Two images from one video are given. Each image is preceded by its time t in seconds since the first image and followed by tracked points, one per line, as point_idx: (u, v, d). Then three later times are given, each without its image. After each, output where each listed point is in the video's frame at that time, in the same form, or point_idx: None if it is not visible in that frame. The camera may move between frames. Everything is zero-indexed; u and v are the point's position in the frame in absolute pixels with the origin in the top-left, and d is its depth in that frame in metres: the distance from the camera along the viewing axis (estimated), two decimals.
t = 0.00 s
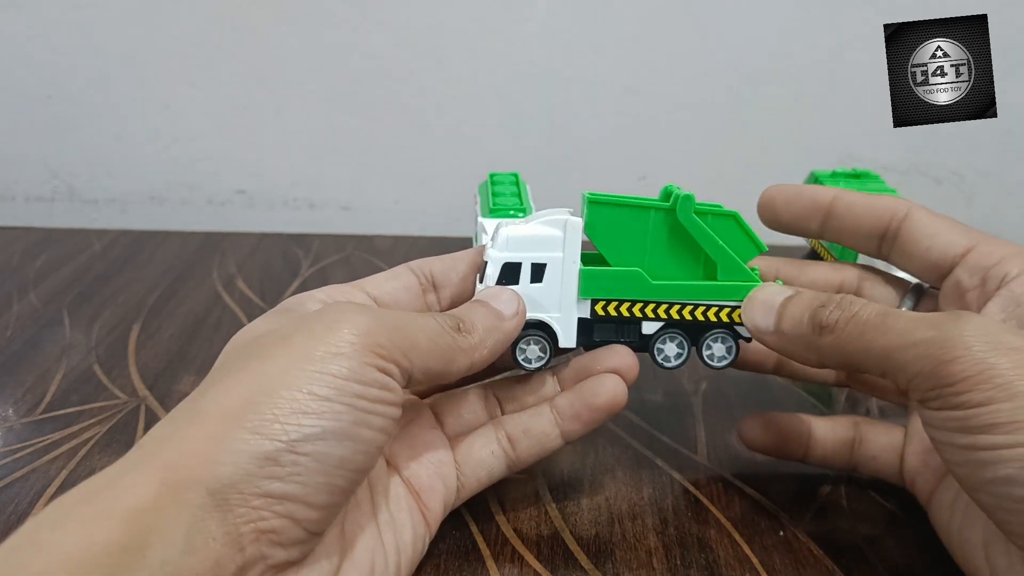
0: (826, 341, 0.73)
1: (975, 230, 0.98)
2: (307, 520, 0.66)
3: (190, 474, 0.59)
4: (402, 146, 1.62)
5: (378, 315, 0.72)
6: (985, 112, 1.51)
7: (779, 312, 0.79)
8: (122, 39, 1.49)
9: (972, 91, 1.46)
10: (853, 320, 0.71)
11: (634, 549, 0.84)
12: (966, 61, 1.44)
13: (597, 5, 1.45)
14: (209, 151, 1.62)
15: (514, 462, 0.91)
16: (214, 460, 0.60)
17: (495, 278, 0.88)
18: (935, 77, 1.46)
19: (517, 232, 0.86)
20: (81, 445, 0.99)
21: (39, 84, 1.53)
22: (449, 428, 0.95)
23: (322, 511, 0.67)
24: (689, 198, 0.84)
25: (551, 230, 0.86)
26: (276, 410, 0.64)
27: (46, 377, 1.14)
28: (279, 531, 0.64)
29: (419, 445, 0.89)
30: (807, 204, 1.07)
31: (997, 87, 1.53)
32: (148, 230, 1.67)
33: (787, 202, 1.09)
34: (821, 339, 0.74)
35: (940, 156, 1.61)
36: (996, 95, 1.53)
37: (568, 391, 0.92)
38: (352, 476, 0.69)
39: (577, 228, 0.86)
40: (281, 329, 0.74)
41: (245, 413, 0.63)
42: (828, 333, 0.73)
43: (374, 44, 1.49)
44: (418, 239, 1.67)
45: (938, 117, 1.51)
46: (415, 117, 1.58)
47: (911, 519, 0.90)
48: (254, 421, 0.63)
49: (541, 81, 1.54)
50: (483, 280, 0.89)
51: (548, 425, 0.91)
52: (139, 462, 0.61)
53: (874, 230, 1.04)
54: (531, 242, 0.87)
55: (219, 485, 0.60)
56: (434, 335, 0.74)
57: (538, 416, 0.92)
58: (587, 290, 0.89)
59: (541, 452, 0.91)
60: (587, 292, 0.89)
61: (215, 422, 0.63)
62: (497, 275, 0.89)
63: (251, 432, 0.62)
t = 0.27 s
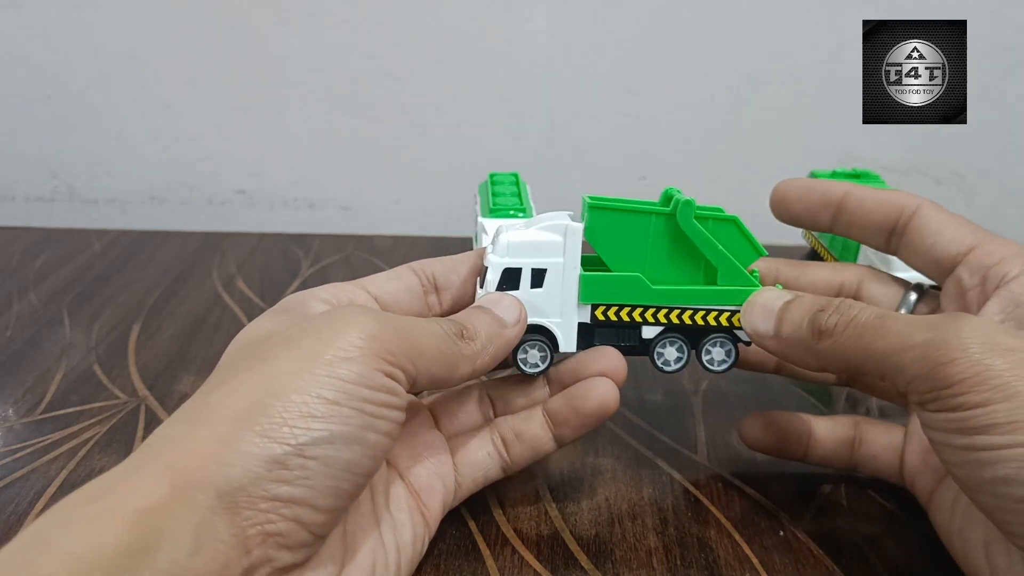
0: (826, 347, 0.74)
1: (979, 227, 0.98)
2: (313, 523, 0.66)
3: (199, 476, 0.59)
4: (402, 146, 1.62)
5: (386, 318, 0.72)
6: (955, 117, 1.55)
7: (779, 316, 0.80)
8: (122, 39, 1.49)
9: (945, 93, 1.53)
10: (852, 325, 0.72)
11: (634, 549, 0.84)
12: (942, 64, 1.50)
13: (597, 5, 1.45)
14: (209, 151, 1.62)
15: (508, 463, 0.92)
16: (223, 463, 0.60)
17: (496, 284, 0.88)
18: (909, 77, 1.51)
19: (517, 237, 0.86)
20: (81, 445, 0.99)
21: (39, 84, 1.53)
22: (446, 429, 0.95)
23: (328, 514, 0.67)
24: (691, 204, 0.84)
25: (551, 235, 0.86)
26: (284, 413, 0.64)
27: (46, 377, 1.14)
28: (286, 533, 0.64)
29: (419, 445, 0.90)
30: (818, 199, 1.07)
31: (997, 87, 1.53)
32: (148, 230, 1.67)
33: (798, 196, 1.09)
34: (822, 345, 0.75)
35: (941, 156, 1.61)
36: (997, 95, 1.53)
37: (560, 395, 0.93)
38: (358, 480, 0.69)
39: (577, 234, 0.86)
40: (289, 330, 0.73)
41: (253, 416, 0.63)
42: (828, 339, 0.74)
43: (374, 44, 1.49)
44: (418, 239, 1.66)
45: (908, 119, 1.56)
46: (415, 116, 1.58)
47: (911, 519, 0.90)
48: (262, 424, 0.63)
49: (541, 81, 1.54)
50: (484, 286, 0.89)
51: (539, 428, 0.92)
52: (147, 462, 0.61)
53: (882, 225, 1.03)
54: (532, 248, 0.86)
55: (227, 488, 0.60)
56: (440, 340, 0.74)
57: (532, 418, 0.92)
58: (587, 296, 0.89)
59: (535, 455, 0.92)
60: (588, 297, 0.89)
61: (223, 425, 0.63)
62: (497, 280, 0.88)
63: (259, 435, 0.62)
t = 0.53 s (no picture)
0: (826, 343, 0.73)
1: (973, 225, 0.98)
2: (319, 526, 0.66)
3: (205, 479, 0.59)
4: (402, 146, 1.62)
5: (390, 321, 0.72)
6: (925, 121, 1.55)
7: (778, 315, 0.79)
8: (122, 40, 1.49)
9: (914, 98, 1.51)
10: (853, 321, 0.71)
11: (634, 549, 0.84)
12: (915, 66, 1.48)
13: (597, 6, 1.45)
14: (209, 151, 1.62)
15: (507, 464, 0.92)
16: (229, 466, 0.60)
17: (497, 283, 0.88)
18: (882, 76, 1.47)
19: (519, 236, 0.86)
20: (81, 445, 0.99)
21: (39, 84, 1.53)
22: (445, 428, 0.95)
23: (333, 517, 0.67)
24: (692, 203, 0.84)
25: (553, 235, 0.87)
26: (291, 416, 0.64)
27: (46, 377, 1.14)
28: (291, 536, 0.64)
29: (419, 446, 0.89)
30: (808, 202, 1.06)
31: (997, 87, 1.52)
32: (147, 230, 1.67)
33: (788, 199, 1.07)
34: (821, 342, 0.74)
35: (941, 156, 1.61)
36: (997, 95, 1.53)
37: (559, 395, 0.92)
38: (363, 482, 0.69)
39: (578, 233, 0.86)
40: (293, 331, 0.73)
41: (260, 418, 0.63)
42: (827, 335, 0.73)
43: (374, 44, 1.49)
44: (418, 239, 1.66)
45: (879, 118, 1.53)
46: (415, 116, 1.58)
47: (911, 519, 0.90)
48: (268, 427, 0.63)
49: (541, 81, 1.54)
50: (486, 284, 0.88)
51: (537, 429, 0.92)
52: (152, 464, 0.61)
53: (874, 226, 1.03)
54: (533, 247, 0.86)
55: (233, 492, 0.60)
56: (445, 342, 0.74)
57: (530, 420, 0.92)
58: (588, 295, 0.89)
59: (533, 456, 0.92)
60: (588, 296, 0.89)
61: (229, 428, 0.62)
62: (498, 279, 0.88)
63: (265, 438, 0.62)
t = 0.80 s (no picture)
0: (834, 330, 0.74)
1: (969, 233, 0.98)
2: (318, 522, 0.67)
3: (202, 477, 0.59)
4: (402, 146, 1.62)
5: (383, 313, 0.72)
6: (933, 121, 1.55)
7: (787, 299, 0.79)
8: (122, 39, 1.49)
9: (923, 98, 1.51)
10: (862, 309, 0.72)
11: (634, 549, 0.84)
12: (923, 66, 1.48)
13: (597, 6, 1.45)
14: (209, 151, 1.62)
15: (504, 462, 0.92)
16: (225, 464, 0.60)
17: (504, 265, 0.89)
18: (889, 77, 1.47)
19: (524, 219, 0.88)
20: (81, 445, 0.99)
21: (39, 84, 1.53)
22: (439, 427, 0.96)
23: (331, 512, 0.68)
24: (694, 186, 0.86)
25: (559, 218, 0.88)
26: (284, 411, 0.64)
27: (46, 377, 1.14)
28: (291, 532, 0.64)
29: (416, 444, 0.90)
30: (800, 214, 1.05)
31: (997, 87, 1.52)
32: (147, 230, 1.66)
33: (777, 213, 1.07)
34: (829, 328, 0.74)
35: (941, 156, 1.61)
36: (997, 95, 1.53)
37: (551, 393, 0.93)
38: (361, 477, 0.69)
39: (584, 215, 0.88)
40: (287, 329, 0.73)
41: (254, 414, 0.63)
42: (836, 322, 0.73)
43: (374, 44, 1.49)
44: (418, 239, 1.66)
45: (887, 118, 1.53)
46: (415, 116, 1.58)
47: (912, 519, 0.90)
48: (263, 423, 0.63)
49: (542, 81, 1.54)
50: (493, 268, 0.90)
51: (533, 425, 0.92)
52: (149, 464, 0.61)
53: (867, 239, 1.02)
54: (538, 229, 0.88)
55: (231, 489, 0.60)
56: (442, 332, 0.74)
57: (523, 418, 0.92)
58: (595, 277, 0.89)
59: (528, 454, 0.92)
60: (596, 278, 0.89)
61: (225, 426, 0.62)
62: (505, 262, 0.90)
63: (260, 434, 0.62)
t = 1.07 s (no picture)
0: (835, 327, 0.74)
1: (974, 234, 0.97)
2: (316, 520, 0.67)
3: (200, 476, 0.59)
4: (403, 146, 1.62)
5: (380, 311, 0.72)
6: (973, 114, 1.54)
7: (789, 295, 0.79)
8: (122, 39, 1.49)
9: (960, 94, 1.50)
10: (864, 307, 0.71)
11: (634, 549, 0.84)
12: (955, 63, 1.47)
13: (597, 6, 1.45)
14: (209, 151, 1.62)
15: (503, 460, 0.92)
16: (223, 462, 0.60)
17: (504, 261, 0.89)
18: (923, 77, 1.48)
19: (524, 218, 0.89)
20: (81, 445, 0.99)
21: (39, 84, 1.53)
22: (438, 427, 0.96)
23: (330, 511, 0.68)
24: (693, 181, 0.86)
25: (560, 216, 0.89)
26: (282, 410, 0.64)
27: (46, 377, 1.14)
28: (290, 531, 0.64)
29: (414, 444, 0.90)
30: (801, 220, 1.06)
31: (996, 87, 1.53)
32: (148, 230, 1.66)
33: (780, 219, 1.08)
34: (830, 326, 0.74)
35: (942, 156, 1.61)
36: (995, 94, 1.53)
37: (550, 392, 0.93)
38: (359, 475, 0.69)
39: (584, 212, 0.88)
40: (284, 328, 0.73)
41: (251, 413, 0.63)
42: (837, 319, 0.73)
43: (374, 44, 1.49)
44: (418, 239, 1.66)
45: (927, 118, 1.53)
46: (415, 115, 1.58)
47: (912, 519, 0.90)
48: (261, 422, 0.63)
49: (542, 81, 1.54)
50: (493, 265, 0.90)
51: (531, 425, 0.92)
52: (147, 463, 0.61)
53: (870, 242, 1.02)
54: (539, 227, 0.89)
55: (229, 488, 0.60)
56: (440, 331, 0.74)
57: (522, 417, 0.92)
58: (595, 273, 0.88)
59: (527, 452, 0.92)
60: (596, 274, 0.88)
61: (223, 424, 0.63)
62: (505, 259, 0.90)
63: (257, 433, 0.62)
